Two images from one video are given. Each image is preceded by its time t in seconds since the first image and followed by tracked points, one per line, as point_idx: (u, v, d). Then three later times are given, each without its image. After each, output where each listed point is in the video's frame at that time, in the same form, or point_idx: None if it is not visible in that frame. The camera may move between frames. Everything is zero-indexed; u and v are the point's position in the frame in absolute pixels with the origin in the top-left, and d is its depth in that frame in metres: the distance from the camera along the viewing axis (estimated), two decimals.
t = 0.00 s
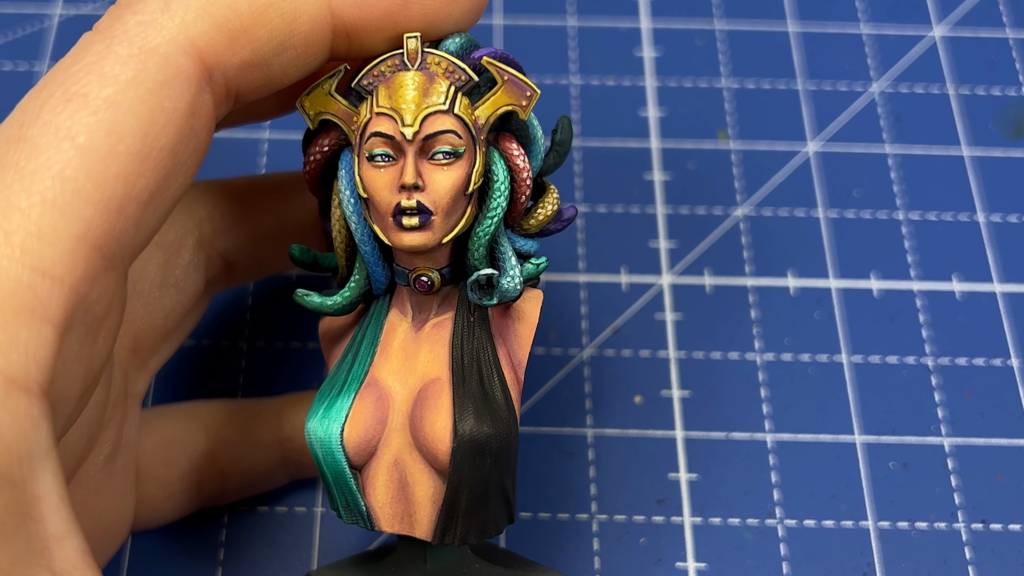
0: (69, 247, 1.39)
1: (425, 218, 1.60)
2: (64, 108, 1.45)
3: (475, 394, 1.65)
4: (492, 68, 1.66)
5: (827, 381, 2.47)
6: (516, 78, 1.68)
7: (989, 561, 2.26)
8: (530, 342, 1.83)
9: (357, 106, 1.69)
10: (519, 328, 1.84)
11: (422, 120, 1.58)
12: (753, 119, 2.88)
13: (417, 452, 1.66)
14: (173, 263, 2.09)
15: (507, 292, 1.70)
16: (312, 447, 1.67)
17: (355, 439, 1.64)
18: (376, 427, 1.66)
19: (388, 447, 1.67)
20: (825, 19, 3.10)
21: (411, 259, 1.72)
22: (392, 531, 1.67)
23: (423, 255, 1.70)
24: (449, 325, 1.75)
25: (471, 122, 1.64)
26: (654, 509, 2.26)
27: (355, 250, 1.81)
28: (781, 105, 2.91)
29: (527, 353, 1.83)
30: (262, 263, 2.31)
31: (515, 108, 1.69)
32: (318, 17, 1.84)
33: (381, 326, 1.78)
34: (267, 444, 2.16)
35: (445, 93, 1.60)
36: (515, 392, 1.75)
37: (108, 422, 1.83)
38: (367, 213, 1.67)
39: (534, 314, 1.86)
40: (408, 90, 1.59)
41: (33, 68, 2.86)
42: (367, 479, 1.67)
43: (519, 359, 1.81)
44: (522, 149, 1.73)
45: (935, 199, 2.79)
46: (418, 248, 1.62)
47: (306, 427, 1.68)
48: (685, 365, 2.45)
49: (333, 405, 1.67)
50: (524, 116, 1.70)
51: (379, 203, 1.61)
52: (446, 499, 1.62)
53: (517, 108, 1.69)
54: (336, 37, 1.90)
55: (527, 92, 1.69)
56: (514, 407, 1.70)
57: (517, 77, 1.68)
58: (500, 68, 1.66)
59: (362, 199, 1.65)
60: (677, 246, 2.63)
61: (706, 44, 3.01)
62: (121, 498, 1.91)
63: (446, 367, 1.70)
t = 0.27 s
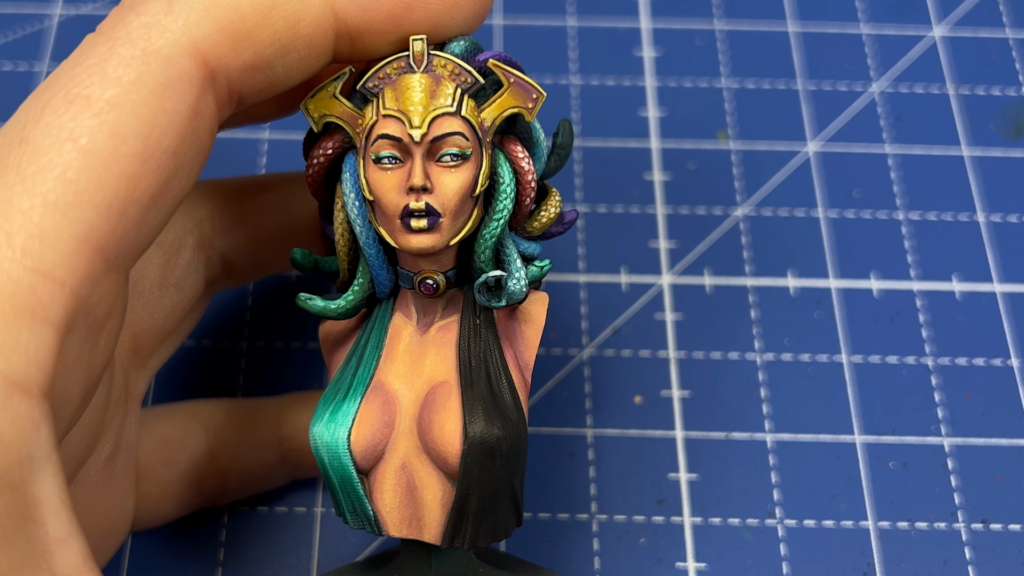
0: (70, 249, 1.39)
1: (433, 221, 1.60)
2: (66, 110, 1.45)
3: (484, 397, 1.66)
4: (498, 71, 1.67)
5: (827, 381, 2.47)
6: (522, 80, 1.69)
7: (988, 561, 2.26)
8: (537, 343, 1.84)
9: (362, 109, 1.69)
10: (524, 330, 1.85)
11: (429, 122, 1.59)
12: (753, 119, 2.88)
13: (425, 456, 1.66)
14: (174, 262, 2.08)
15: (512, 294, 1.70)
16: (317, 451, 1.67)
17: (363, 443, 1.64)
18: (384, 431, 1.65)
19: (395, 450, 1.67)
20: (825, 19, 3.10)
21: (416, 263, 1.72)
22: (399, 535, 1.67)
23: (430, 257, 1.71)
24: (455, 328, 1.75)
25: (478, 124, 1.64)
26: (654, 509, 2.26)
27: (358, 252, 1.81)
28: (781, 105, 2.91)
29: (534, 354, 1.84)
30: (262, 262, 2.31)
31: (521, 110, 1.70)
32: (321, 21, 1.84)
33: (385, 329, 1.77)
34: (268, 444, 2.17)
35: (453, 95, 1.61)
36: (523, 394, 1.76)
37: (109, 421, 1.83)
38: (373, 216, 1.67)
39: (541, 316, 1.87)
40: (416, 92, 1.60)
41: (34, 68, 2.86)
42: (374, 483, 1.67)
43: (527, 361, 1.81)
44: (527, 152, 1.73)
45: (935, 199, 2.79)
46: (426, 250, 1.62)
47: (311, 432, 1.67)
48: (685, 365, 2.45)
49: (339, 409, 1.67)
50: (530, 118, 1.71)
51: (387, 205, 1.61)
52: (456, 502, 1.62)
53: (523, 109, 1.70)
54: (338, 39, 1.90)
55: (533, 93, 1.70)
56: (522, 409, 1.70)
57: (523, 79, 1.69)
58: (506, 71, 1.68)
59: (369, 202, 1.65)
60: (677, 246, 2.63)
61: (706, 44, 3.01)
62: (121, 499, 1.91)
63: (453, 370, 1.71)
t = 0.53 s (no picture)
0: (72, 249, 1.39)
1: (434, 220, 1.60)
2: (68, 110, 1.45)
3: (485, 396, 1.66)
4: (500, 71, 1.67)
5: (827, 381, 2.47)
6: (523, 80, 1.69)
7: (988, 561, 2.26)
8: (538, 343, 1.84)
9: (364, 109, 1.69)
10: (526, 331, 1.84)
11: (431, 122, 1.59)
12: (753, 119, 2.88)
13: (426, 455, 1.66)
14: (176, 263, 2.08)
15: (514, 295, 1.69)
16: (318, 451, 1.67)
17: (363, 443, 1.64)
18: (384, 431, 1.65)
19: (396, 450, 1.66)
20: (825, 19, 3.10)
21: (417, 262, 1.72)
22: (400, 535, 1.67)
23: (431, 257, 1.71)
24: (456, 328, 1.75)
25: (479, 124, 1.64)
26: (654, 509, 2.26)
27: (359, 252, 1.81)
28: (781, 105, 2.91)
29: (535, 355, 1.83)
30: (263, 263, 2.31)
31: (523, 110, 1.70)
32: (322, 22, 1.84)
33: (386, 329, 1.77)
34: (267, 443, 2.17)
35: (454, 95, 1.61)
36: (524, 395, 1.76)
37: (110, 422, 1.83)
38: (374, 216, 1.67)
39: (542, 316, 1.87)
40: (417, 92, 1.60)
41: (34, 68, 2.86)
42: (375, 483, 1.67)
43: (528, 361, 1.81)
44: (528, 153, 1.73)
45: (935, 199, 2.79)
46: (427, 250, 1.62)
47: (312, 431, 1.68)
48: (685, 365, 2.46)
49: (339, 409, 1.67)
50: (532, 118, 1.71)
51: (388, 205, 1.61)
52: (456, 502, 1.62)
53: (524, 110, 1.70)
54: (340, 40, 1.90)
55: (535, 94, 1.70)
56: (523, 409, 1.70)
57: (524, 79, 1.69)
58: (508, 70, 1.67)
59: (370, 201, 1.65)
60: (677, 246, 2.63)
61: (706, 44, 3.01)
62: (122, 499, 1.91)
63: (454, 369, 1.71)
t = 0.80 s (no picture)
0: (72, 249, 1.39)
1: (435, 220, 1.60)
2: (69, 110, 1.45)
3: (485, 397, 1.66)
4: (500, 71, 1.67)
5: (827, 381, 2.47)
6: (524, 80, 1.69)
7: (988, 561, 2.26)
8: (539, 344, 1.84)
9: (365, 109, 1.69)
10: (527, 331, 1.85)
11: (431, 122, 1.59)
12: (753, 119, 2.88)
13: (426, 456, 1.66)
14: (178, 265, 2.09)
15: (515, 295, 1.70)
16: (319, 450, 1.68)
17: (363, 443, 1.64)
18: (385, 431, 1.65)
19: (396, 450, 1.66)
20: (825, 19, 3.10)
21: (417, 263, 1.72)
22: (400, 535, 1.67)
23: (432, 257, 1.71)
24: (457, 329, 1.75)
25: (480, 124, 1.64)
26: (654, 509, 2.26)
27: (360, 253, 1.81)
28: (781, 105, 2.91)
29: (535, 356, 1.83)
30: (264, 264, 2.31)
31: (524, 110, 1.70)
32: (323, 22, 1.84)
33: (387, 330, 1.77)
34: (267, 444, 2.17)
35: (455, 96, 1.61)
36: (525, 396, 1.76)
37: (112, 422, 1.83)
38: (375, 216, 1.67)
39: (543, 317, 1.87)
40: (418, 92, 1.60)
41: (34, 68, 2.86)
42: (375, 483, 1.67)
43: (528, 362, 1.81)
44: (530, 153, 1.73)
45: (935, 199, 2.79)
46: (427, 250, 1.62)
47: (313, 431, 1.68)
48: (685, 365, 2.46)
49: (340, 409, 1.67)
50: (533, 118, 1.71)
51: (389, 205, 1.62)
52: (457, 502, 1.62)
53: (525, 110, 1.70)
54: (341, 41, 1.90)
55: (535, 94, 1.70)
56: (523, 409, 1.70)
57: (525, 79, 1.69)
58: (509, 70, 1.67)
59: (371, 201, 1.65)
60: (677, 246, 2.63)
61: (706, 44, 3.01)
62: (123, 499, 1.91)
63: (455, 370, 1.71)
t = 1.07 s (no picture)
0: (72, 248, 1.39)
1: (434, 219, 1.60)
2: (68, 109, 1.45)
3: (486, 394, 1.66)
4: (499, 69, 1.67)
5: (827, 381, 2.47)
6: (523, 78, 1.69)
7: (988, 561, 2.26)
8: (539, 343, 1.84)
9: (364, 108, 1.69)
10: (527, 329, 1.84)
11: (430, 120, 1.59)
12: (753, 119, 2.88)
13: (427, 454, 1.66)
14: (178, 264, 2.09)
15: (515, 293, 1.70)
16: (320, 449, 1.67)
17: (365, 442, 1.64)
18: (386, 430, 1.65)
19: (398, 449, 1.66)
20: (825, 19, 3.10)
21: (416, 262, 1.72)
22: (402, 534, 1.66)
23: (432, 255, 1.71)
24: (457, 327, 1.75)
25: (479, 122, 1.64)
26: (654, 509, 2.26)
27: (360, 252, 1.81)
28: (781, 105, 2.91)
29: (534, 355, 1.83)
30: (263, 263, 2.31)
31: (523, 108, 1.70)
32: (323, 22, 1.84)
33: (388, 329, 1.77)
34: (267, 443, 2.17)
35: (454, 94, 1.61)
36: (526, 394, 1.76)
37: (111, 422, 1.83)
38: (374, 215, 1.67)
39: (543, 315, 1.86)
40: (417, 91, 1.60)
41: (34, 67, 2.86)
42: (376, 482, 1.66)
43: (529, 359, 1.81)
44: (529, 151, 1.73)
45: (935, 199, 2.79)
46: (427, 248, 1.62)
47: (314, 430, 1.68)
48: (685, 365, 2.46)
49: (341, 407, 1.67)
50: (532, 116, 1.71)
51: (388, 203, 1.61)
52: (459, 500, 1.62)
53: (524, 107, 1.70)
54: (340, 40, 1.90)
55: (534, 91, 1.70)
56: (524, 407, 1.70)
57: (523, 77, 1.69)
58: (507, 68, 1.67)
59: (370, 200, 1.65)
60: (677, 246, 2.63)
61: (706, 44, 3.01)
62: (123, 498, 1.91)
63: (456, 368, 1.70)
